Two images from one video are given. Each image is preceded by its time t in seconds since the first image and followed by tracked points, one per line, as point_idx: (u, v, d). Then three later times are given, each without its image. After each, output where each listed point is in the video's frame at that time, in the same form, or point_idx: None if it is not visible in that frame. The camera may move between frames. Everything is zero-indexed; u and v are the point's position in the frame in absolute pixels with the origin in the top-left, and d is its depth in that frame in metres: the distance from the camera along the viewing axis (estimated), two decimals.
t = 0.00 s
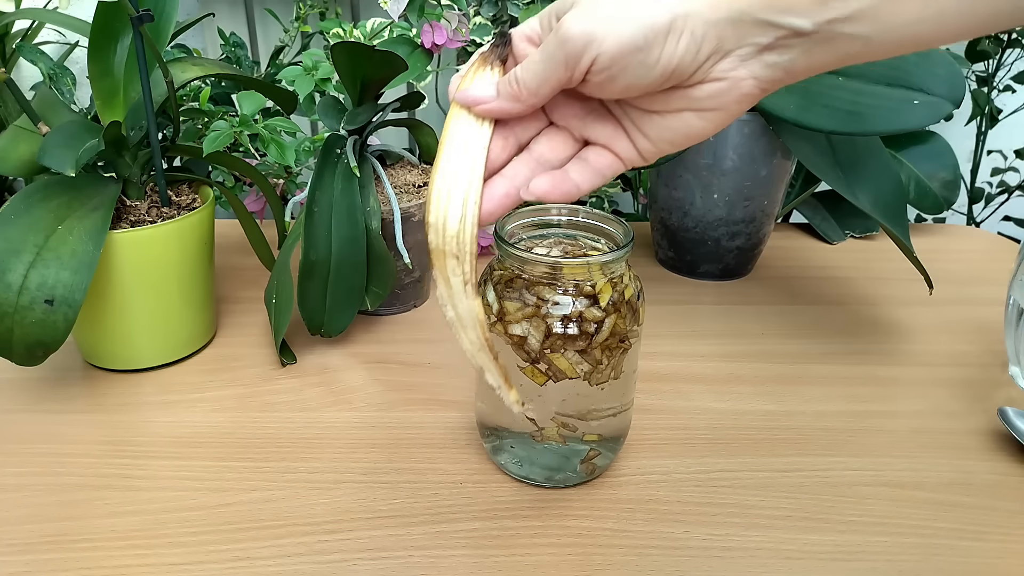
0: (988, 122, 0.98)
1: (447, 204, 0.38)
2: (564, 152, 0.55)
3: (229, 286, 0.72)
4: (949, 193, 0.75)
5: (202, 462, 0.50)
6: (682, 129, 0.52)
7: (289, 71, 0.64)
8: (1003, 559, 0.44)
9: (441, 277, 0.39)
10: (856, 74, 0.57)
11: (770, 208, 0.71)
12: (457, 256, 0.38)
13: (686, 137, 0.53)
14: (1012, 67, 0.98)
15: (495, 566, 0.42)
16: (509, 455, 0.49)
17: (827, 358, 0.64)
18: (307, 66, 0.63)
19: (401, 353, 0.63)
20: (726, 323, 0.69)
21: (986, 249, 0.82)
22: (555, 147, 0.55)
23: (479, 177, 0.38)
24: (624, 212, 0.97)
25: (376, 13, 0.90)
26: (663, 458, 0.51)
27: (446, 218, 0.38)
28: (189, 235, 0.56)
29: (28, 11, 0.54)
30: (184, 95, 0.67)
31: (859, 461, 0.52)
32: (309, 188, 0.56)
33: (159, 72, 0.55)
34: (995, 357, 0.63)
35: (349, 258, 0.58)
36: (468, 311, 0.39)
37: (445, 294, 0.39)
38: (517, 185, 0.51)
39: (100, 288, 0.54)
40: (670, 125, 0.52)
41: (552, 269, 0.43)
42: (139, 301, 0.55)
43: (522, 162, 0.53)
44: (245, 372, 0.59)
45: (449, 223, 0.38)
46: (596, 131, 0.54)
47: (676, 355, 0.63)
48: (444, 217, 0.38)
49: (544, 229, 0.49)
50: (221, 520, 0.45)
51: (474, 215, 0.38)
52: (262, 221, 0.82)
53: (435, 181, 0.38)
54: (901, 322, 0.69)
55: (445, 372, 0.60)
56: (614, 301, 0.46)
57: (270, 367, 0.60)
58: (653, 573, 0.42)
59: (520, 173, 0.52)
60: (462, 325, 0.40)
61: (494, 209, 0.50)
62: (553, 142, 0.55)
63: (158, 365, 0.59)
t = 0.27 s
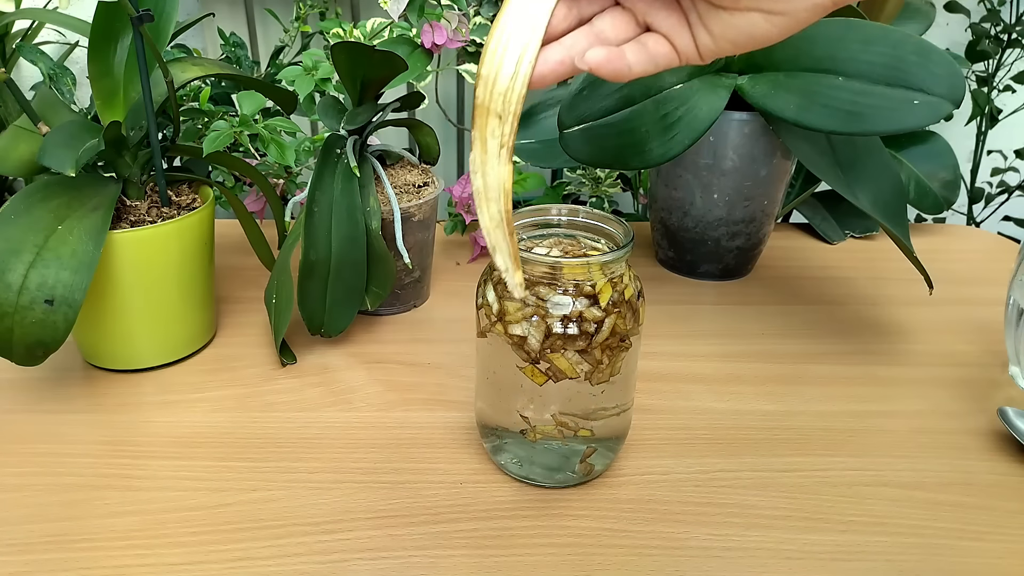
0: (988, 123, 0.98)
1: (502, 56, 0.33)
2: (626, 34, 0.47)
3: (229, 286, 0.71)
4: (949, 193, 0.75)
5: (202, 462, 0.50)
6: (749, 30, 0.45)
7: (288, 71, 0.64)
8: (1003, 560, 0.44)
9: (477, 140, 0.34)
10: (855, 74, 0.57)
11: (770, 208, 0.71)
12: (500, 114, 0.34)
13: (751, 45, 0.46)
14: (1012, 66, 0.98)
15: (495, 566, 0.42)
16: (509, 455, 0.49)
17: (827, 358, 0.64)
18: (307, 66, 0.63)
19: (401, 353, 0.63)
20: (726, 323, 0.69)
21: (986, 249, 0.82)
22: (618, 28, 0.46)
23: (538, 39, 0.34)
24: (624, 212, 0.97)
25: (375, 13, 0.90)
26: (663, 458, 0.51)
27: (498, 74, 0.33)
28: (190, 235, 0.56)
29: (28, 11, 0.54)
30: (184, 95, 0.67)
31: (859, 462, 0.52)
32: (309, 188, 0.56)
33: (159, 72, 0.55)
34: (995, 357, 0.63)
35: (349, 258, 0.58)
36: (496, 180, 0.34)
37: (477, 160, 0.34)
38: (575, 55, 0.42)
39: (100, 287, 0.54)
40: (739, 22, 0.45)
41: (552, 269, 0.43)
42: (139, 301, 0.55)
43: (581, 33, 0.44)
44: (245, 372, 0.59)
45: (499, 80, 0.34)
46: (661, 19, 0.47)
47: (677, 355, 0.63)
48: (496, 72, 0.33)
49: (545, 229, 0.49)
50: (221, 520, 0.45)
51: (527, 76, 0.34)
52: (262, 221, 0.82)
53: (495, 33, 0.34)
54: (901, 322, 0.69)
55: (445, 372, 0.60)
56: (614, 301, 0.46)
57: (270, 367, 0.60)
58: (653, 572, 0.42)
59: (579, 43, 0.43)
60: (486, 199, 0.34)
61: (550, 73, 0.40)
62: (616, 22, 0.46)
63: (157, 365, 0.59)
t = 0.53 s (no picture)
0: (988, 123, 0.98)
1: (536, 22, 0.38)
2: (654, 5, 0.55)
3: (229, 286, 0.71)
4: (949, 193, 0.75)
5: (202, 462, 0.50)
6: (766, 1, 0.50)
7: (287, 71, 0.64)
8: (1003, 560, 0.43)
9: (513, 96, 0.40)
10: (855, 74, 0.56)
11: (770, 209, 0.71)
12: (533, 76, 0.39)
13: (771, 13, 0.53)
14: (1012, 67, 0.99)
15: (495, 566, 0.42)
16: (509, 455, 0.49)
17: (827, 358, 0.64)
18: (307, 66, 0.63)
19: (401, 353, 0.63)
20: (726, 323, 0.69)
21: (986, 249, 0.82)
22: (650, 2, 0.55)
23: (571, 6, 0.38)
24: (624, 212, 0.97)
25: (376, 13, 0.90)
26: (663, 458, 0.51)
27: (532, 36, 0.38)
28: (189, 235, 0.56)
29: (28, 11, 0.54)
30: (184, 95, 0.67)
31: (859, 462, 0.52)
32: (309, 188, 0.56)
33: (159, 72, 0.55)
34: (995, 357, 0.63)
35: (349, 258, 0.58)
36: (531, 135, 0.41)
37: (514, 114, 0.41)
38: (604, 23, 0.48)
39: (100, 287, 0.54)
40: None
41: (552, 269, 0.43)
42: (139, 300, 0.55)
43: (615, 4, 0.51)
44: (244, 372, 0.59)
45: (533, 42, 0.38)
46: None
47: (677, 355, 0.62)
48: (530, 35, 0.38)
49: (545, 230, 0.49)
50: (221, 520, 0.45)
51: (559, 37, 0.39)
52: (262, 221, 0.82)
53: None
54: (901, 321, 0.69)
55: (445, 372, 0.60)
56: (614, 301, 0.46)
57: (270, 367, 0.60)
58: (653, 572, 0.42)
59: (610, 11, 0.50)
60: (523, 150, 0.41)
61: (579, 38, 0.47)
62: None
63: (158, 365, 0.59)
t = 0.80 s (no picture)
0: (989, 123, 0.98)
1: (546, 67, 0.40)
2: (656, 44, 0.54)
3: (229, 286, 0.71)
4: (949, 193, 0.75)
5: (202, 462, 0.50)
6: (770, 41, 0.50)
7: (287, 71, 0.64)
8: (1003, 560, 0.43)
9: (525, 136, 0.42)
10: (855, 74, 0.57)
11: (769, 209, 0.71)
12: (543, 118, 0.41)
13: (772, 49, 0.51)
14: (1012, 67, 0.99)
15: (495, 566, 0.42)
16: (509, 455, 0.49)
17: (827, 358, 0.64)
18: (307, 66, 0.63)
19: (401, 353, 0.63)
20: (725, 323, 0.69)
21: (986, 249, 0.82)
22: (650, 38, 0.54)
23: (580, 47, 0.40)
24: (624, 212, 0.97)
25: (375, 13, 0.90)
26: (663, 458, 0.51)
27: (541, 81, 0.40)
28: (190, 236, 0.56)
29: (28, 11, 0.54)
30: (184, 95, 0.67)
31: (859, 461, 0.52)
32: (310, 188, 0.56)
33: (159, 73, 0.55)
34: (995, 357, 0.63)
35: (349, 258, 0.58)
36: (539, 173, 0.42)
37: (524, 153, 0.42)
38: (609, 65, 0.49)
39: (100, 287, 0.54)
40: (758, 34, 0.50)
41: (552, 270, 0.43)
42: (139, 301, 0.55)
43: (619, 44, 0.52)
44: (244, 372, 0.59)
45: (542, 86, 0.40)
46: (689, 28, 0.52)
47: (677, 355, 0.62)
48: (539, 80, 0.40)
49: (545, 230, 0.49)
50: (220, 520, 0.45)
51: (566, 82, 0.40)
52: (262, 221, 0.82)
53: (540, 45, 0.41)
54: (901, 321, 0.69)
55: (445, 372, 0.60)
56: (614, 301, 0.46)
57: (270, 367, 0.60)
58: (653, 572, 0.42)
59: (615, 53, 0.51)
60: (529, 188, 0.43)
61: (585, 81, 0.48)
62: (649, 32, 0.54)
63: (158, 365, 0.59)
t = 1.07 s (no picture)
0: (989, 123, 0.98)
1: (554, 104, 0.40)
2: (658, 75, 0.55)
3: (228, 286, 0.71)
4: (949, 193, 0.75)
5: (202, 462, 0.50)
6: (772, 70, 0.51)
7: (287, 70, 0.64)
8: (1002, 560, 0.43)
9: (533, 170, 0.42)
10: (856, 74, 0.57)
11: (769, 209, 0.71)
12: (552, 152, 0.41)
13: (773, 78, 0.52)
14: (1012, 67, 0.99)
15: (496, 566, 0.42)
16: (509, 455, 0.49)
17: (827, 358, 0.64)
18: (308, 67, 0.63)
19: (401, 353, 0.63)
20: (725, 323, 0.69)
21: (986, 249, 0.82)
22: (652, 69, 0.55)
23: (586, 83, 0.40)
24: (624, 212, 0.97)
25: (375, 13, 0.90)
26: (664, 458, 0.51)
27: (550, 117, 0.40)
28: (190, 236, 0.56)
29: (28, 11, 0.54)
30: (184, 95, 0.67)
31: (859, 461, 0.52)
32: (309, 188, 0.56)
33: (159, 73, 0.55)
34: (995, 357, 0.64)
35: (349, 258, 0.58)
36: (548, 207, 0.42)
37: (532, 187, 0.42)
38: (613, 97, 0.51)
39: (100, 288, 0.54)
40: (761, 64, 0.51)
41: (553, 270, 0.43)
42: (139, 301, 0.55)
43: (622, 77, 0.53)
44: (244, 372, 0.59)
45: (551, 122, 0.40)
46: (692, 57, 0.54)
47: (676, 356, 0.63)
48: (547, 116, 0.40)
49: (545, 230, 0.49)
50: (221, 520, 0.45)
51: (574, 117, 0.40)
52: (262, 221, 0.82)
53: (547, 83, 0.40)
54: (901, 322, 0.69)
55: (445, 372, 0.60)
56: (615, 300, 0.46)
57: (270, 368, 0.60)
58: (653, 572, 0.42)
59: (619, 86, 0.52)
60: (538, 221, 0.42)
61: (592, 114, 0.50)
62: (651, 63, 0.55)
63: (157, 365, 0.59)
